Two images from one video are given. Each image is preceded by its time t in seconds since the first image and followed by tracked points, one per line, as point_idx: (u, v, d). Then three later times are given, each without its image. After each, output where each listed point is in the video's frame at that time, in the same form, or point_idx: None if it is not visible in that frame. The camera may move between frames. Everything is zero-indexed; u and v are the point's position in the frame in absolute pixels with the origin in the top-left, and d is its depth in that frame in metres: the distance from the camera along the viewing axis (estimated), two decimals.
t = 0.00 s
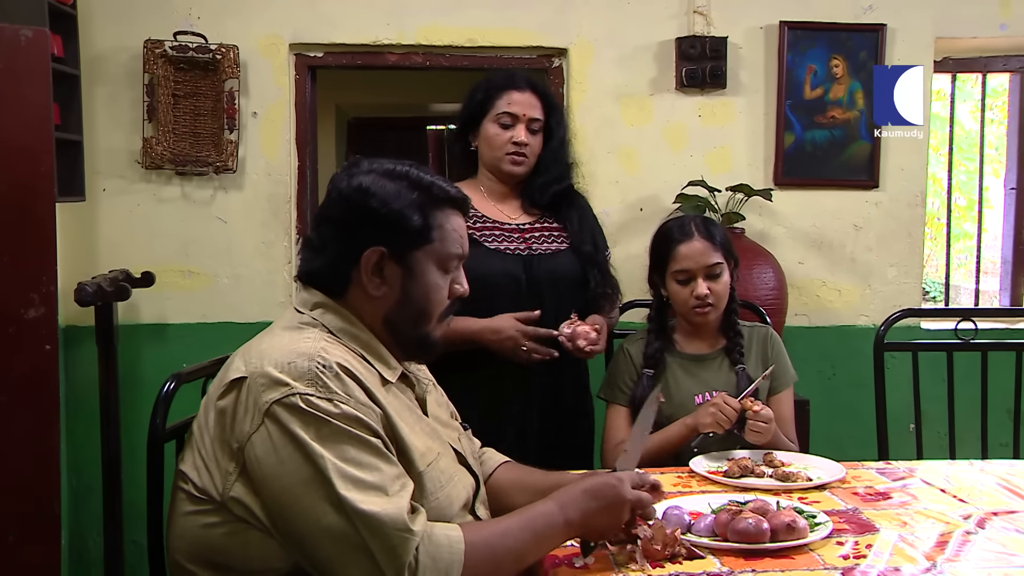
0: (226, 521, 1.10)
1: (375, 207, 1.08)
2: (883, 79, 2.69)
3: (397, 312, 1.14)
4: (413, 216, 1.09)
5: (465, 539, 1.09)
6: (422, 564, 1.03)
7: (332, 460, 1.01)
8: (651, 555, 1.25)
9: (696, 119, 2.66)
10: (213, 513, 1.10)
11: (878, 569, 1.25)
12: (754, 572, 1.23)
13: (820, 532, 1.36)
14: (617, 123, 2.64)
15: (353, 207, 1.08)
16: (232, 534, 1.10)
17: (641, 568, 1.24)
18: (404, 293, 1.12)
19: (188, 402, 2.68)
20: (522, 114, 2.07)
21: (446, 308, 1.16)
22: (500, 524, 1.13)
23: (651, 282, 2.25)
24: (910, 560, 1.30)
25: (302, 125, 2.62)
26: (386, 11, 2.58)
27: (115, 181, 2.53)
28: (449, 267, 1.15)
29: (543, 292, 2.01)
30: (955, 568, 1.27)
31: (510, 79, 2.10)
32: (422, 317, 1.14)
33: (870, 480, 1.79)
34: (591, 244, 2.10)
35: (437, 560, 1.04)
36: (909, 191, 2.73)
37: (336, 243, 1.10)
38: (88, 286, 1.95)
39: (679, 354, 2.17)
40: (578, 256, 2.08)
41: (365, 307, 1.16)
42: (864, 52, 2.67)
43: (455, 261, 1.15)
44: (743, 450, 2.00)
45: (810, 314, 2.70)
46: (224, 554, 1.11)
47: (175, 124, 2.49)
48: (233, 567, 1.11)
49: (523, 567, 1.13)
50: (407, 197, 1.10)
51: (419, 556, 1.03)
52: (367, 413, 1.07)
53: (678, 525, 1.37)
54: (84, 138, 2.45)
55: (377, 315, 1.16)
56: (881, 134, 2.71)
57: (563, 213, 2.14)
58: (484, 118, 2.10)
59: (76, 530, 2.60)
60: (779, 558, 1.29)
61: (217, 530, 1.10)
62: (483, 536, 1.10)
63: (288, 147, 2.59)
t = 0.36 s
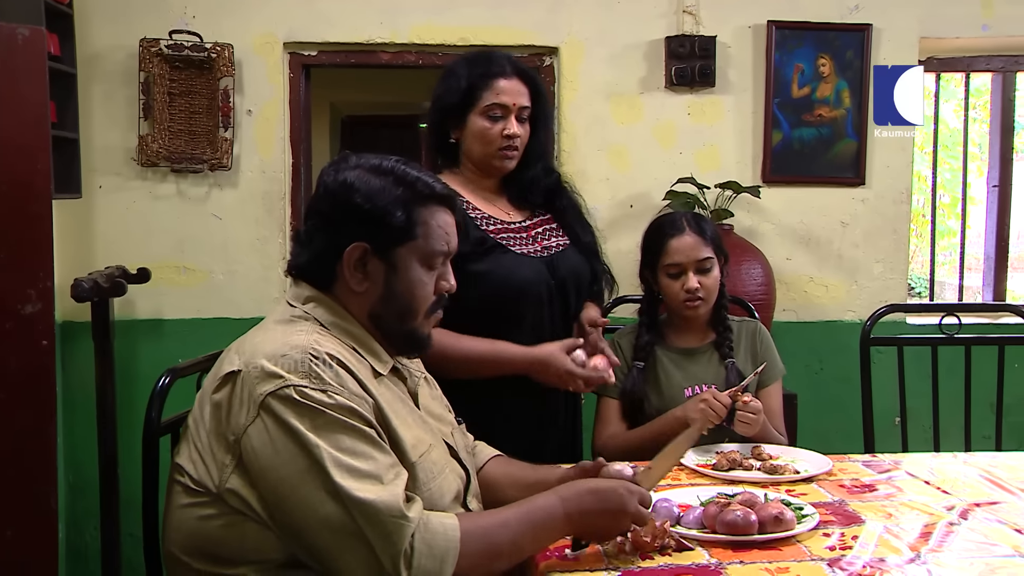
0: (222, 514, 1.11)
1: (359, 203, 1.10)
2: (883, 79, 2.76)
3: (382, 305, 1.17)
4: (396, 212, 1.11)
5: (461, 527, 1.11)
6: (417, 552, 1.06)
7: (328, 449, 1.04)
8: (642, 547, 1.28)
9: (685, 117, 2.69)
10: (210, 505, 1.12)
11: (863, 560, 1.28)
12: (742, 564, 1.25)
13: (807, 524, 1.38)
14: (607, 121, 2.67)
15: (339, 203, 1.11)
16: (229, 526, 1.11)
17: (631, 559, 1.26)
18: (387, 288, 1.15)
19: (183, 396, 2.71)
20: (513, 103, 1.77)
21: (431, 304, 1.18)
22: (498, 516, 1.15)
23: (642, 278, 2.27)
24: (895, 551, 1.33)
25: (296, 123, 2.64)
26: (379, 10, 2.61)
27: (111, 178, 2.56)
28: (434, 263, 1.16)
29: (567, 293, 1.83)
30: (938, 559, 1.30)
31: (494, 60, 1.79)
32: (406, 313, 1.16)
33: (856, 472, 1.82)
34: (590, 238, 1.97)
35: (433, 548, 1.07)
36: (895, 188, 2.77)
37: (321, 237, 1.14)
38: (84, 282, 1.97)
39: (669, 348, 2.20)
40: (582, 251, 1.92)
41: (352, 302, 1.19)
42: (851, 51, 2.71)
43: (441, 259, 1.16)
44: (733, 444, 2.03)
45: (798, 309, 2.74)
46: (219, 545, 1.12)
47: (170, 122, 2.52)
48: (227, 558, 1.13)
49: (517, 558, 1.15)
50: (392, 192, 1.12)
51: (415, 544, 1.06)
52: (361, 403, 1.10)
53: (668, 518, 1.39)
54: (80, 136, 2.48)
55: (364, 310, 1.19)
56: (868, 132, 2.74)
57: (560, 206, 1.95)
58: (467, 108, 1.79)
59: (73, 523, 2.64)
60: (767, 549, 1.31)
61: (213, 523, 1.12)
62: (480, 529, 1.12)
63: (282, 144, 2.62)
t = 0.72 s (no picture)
0: (222, 506, 1.11)
1: (357, 198, 1.11)
2: (882, 79, 2.78)
3: (380, 299, 1.17)
4: (393, 207, 1.12)
5: (461, 520, 1.12)
6: (417, 542, 1.07)
7: (328, 441, 1.05)
8: (637, 540, 1.29)
9: (682, 113, 2.70)
10: (209, 498, 1.12)
11: (858, 553, 1.29)
12: (737, 557, 1.26)
13: (802, 517, 1.40)
14: (604, 116, 2.68)
15: (336, 198, 1.12)
16: (228, 518, 1.11)
17: (627, 552, 1.27)
18: (383, 283, 1.15)
19: (181, 390, 2.72)
20: (534, 102, 1.63)
21: (428, 300, 1.19)
22: (493, 504, 1.17)
23: (640, 272, 2.28)
24: (890, 544, 1.33)
25: (294, 119, 2.65)
26: (375, 6, 2.61)
27: (110, 174, 2.56)
28: (431, 259, 1.17)
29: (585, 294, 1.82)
30: (932, 551, 1.30)
31: (511, 52, 1.62)
32: (404, 308, 1.17)
33: (851, 465, 1.83)
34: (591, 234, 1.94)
35: (433, 538, 1.08)
36: (890, 183, 2.79)
37: (318, 231, 1.15)
38: (83, 276, 1.99)
39: (666, 342, 2.22)
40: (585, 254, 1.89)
41: (350, 296, 1.20)
42: (846, 47, 2.72)
43: (438, 254, 1.17)
44: (730, 437, 2.04)
45: (793, 304, 2.76)
46: (217, 537, 1.12)
47: (168, 117, 2.52)
48: (227, 550, 1.13)
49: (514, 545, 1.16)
50: (389, 187, 1.12)
51: (416, 535, 1.07)
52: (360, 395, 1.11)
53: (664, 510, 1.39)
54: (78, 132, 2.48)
55: (361, 305, 1.19)
56: (863, 128, 2.76)
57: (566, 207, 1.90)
58: (487, 106, 1.62)
59: (72, 517, 2.65)
60: (762, 542, 1.32)
61: (212, 515, 1.12)
62: (477, 516, 1.14)
63: (280, 140, 2.63)
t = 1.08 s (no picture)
0: (213, 502, 1.13)
1: (352, 193, 1.13)
2: (883, 79, 2.81)
3: (376, 295, 1.19)
4: (389, 203, 1.13)
5: (432, 517, 1.13)
6: (386, 547, 1.08)
7: (307, 443, 1.06)
8: (630, 534, 1.31)
9: (674, 110, 2.73)
10: (201, 493, 1.13)
11: (848, 545, 1.31)
12: (729, 550, 1.28)
13: (793, 511, 1.42)
14: (598, 114, 2.70)
15: (331, 192, 1.13)
16: (219, 514, 1.13)
17: (620, 546, 1.29)
18: (380, 279, 1.17)
19: (178, 386, 2.74)
20: (546, 105, 1.56)
21: (423, 294, 1.21)
22: (470, 506, 1.18)
23: (632, 267, 2.30)
24: (879, 536, 1.35)
25: (290, 116, 2.67)
26: (371, 4, 2.63)
27: (107, 171, 2.58)
28: (426, 253, 1.18)
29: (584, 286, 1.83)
30: (921, 543, 1.33)
31: (523, 55, 1.54)
32: (399, 303, 1.19)
33: (841, 459, 1.85)
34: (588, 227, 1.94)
35: (403, 543, 1.09)
36: (881, 180, 2.81)
37: (314, 226, 1.16)
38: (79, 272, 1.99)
39: (658, 338, 2.24)
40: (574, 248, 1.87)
41: (346, 294, 1.21)
42: (837, 46, 2.75)
43: (432, 248, 1.19)
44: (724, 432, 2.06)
45: (784, 299, 2.78)
46: (208, 532, 1.14)
47: (165, 115, 2.54)
48: (220, 545, 1.15)
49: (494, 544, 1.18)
50: (384, 183, 1.14)
51: (385, 540, 1.08)
52: (344, 395, 1.12)
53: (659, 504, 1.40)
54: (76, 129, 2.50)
55: (357, 299, 1.21)
56: (853, 126, 2.78)
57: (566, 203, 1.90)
58: (501, 110, 1.55)
59: (70, 512, 2.67)
60: (755, 535, 1.34)
61: (204, 510, 1.14)
62: (455, 515, 1.16)
63: (276, 137, 2.64)
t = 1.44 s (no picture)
0: (209, 500, 1.14)
1: (360, 192, 1.13)
2: (884, 79, 2.83)
3: (383, 292, 1.20)
4: (396, 201, 1.14)
5: (437, 517, 1.15)
6: (393, 541, 1.09)
7: (309, 438, 1.07)
8: (623, 529, 1.33)
9: (667, 107, 2.74)
10: (198, 490, 1.15)
11: (839, 539, 1.33)
12: (722, 544, 1.30)
13: (785, 505, 1.43)
14: (591, 111, 2.72)
15: (336, 191, 1.13)
16: (216, 512, 1.14)
17: (613, 540, 1.30)
18: (389, 277, 1.18)
19: (173, 381, 2.75)
20: (529, 100, 1.58)
21: (429, 289, 1.22)
22: (469, 507, 1.19)
23: (626, 264, 2.31)
24: (870, 530, 1.37)
25: (284, 113, 2.68)
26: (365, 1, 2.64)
27: (102, 167, 2.59)
28: (431, 248, 1.20)
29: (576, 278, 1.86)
30: (911, 537, 1.34)
31: (505, 51, 1.56)
32: (406, 300, 1.20)
33: (833, 454, 1.87)
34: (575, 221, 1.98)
35: (409, 538, 1.11)
36: (872, 177, 2.83)
37: (318, 227, 1.16)
38: (76, 269, 1.98)
39: (652, 334, 2.25)
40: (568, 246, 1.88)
41: (354, 294, 1.22)
42: (829, 44, 2.77)
43: (437, 244, 1.21)
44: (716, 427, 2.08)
45: (777, 295, 2.80)
46: (205, 529, 1.16)
47: (160, 112, 2.55)
48: (217, 542, 1.16)
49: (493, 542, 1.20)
50: (389, 181, 1.15)
51: (392, 534, 1.09)
52: (345, 392, 1.13)
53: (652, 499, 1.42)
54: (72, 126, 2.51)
55: (362, 298, 1.22)
56: (845, 123, 2.80)
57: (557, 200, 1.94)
58: (484, 106, 1.57)
59: (66, 507, 2.69)
60: (746, 529, 1.36)
61: (200, 508, 1.15)
62: (454, 516, 1.17)
63: (271, 134, 2.66)
